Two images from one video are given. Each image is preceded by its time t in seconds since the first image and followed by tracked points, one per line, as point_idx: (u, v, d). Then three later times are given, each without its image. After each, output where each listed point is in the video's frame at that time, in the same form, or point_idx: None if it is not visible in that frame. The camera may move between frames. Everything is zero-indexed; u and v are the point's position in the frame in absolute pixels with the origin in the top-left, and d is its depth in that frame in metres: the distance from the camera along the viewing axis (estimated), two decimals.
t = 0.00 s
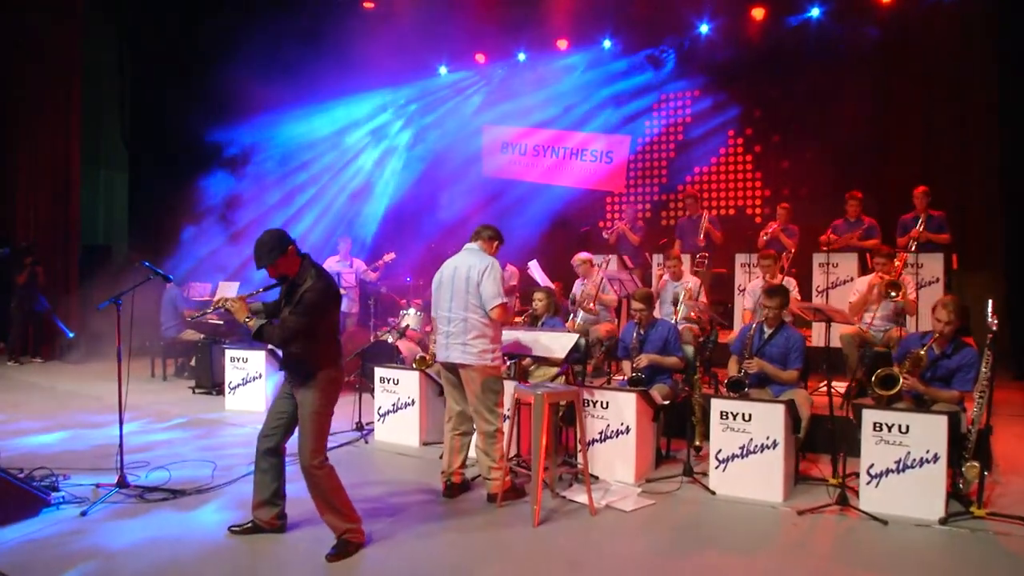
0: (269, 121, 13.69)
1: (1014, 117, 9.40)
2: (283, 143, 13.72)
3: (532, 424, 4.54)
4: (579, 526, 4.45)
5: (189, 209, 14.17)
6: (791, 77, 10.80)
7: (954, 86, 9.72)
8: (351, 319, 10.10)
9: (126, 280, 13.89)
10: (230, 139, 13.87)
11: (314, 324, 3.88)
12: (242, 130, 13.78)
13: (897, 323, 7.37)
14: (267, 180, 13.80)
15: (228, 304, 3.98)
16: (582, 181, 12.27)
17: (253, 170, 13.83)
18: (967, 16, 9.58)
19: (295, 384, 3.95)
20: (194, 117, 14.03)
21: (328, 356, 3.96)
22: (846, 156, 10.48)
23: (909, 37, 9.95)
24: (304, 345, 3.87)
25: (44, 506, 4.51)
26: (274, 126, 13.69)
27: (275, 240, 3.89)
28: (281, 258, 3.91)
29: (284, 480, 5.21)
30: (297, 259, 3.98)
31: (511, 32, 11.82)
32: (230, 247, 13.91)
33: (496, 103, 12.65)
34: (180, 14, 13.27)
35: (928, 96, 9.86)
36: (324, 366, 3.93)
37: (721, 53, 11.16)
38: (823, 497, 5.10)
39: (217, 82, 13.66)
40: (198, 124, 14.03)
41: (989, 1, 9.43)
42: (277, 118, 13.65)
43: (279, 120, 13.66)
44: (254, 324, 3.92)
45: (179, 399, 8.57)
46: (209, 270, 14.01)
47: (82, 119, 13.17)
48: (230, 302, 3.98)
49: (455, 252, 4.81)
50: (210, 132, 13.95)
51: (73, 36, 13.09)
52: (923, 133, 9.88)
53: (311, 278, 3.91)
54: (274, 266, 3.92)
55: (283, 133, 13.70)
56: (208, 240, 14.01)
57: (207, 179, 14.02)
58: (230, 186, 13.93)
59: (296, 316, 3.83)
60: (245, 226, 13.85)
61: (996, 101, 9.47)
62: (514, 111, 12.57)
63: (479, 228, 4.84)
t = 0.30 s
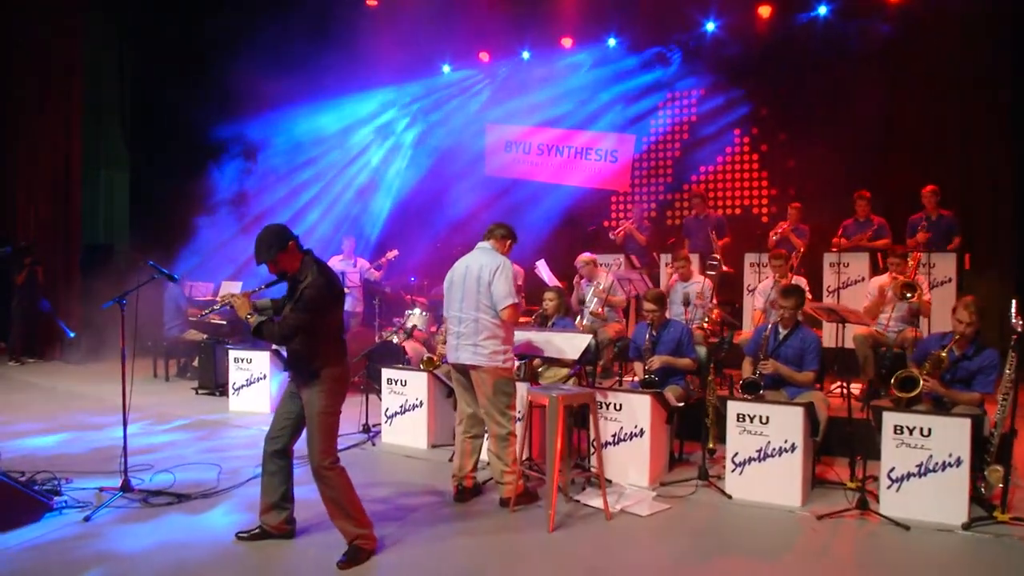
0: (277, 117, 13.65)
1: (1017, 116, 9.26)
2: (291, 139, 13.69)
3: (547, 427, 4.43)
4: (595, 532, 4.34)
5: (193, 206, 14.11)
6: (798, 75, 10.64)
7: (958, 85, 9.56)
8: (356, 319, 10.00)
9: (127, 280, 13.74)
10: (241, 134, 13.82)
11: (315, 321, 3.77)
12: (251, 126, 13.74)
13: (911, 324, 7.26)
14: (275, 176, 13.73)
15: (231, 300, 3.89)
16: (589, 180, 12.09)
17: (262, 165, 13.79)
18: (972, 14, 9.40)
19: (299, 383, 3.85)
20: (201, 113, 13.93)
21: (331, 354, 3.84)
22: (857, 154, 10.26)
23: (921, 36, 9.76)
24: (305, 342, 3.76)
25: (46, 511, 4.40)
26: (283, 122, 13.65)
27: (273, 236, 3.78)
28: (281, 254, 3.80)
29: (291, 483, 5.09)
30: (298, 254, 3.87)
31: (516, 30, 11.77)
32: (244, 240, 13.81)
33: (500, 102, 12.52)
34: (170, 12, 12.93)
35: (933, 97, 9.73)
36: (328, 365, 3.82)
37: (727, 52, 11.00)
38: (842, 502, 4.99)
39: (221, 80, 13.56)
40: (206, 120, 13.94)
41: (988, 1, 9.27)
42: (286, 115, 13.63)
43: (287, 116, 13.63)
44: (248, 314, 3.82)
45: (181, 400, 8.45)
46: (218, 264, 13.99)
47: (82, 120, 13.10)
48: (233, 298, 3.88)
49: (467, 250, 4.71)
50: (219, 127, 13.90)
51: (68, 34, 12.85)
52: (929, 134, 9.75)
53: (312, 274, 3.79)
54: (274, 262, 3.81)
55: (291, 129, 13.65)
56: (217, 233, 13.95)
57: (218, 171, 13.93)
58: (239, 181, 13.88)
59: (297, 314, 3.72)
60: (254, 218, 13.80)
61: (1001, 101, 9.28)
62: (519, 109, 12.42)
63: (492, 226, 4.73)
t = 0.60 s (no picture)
0: (285, 113, 13.41)
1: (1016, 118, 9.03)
2: (298, 136, 13.47)
3: (565, 429, 4.32)
4: (615, 537, 4.22)
5: (199, 204, 13.78)
6: (808, 73, 10.48)
7: (966, 84, 9.39)
8: (363, 319, 9.89)
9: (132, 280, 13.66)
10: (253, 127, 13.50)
11: (316, 316, 3.66)
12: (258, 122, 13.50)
13: (929, 324, 7.11)
14: (281, 175, 13.52)
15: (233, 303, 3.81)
16: (600, 179, 11.94)
17: (271, 162, 13.56)
18: (978, 13, 9.27)
19: (304, 383, 3.74)
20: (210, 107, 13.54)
21: (336, 350, 3.73)
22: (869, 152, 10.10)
23: (933, 32, 9.59)
24: (307, 339, 3.67)
25: (52, 515, 4.29)
26: (291, 118, 13.42)
27: (270, 233, 3.68)
28: (280, 251, 3.69)
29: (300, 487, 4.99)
30: (296, 249, 3.76)
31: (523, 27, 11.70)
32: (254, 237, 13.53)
33: (509, 101, 12.36)
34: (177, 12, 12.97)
35: (941, 97, 9.56)
36: (334, 362, 3.71)
37: (736, 50, 10.86)
38: (866, 506, 4.87)
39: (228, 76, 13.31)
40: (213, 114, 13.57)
41: None
42: (296, 111, 13.38)
43: (295, 111, 13.39)
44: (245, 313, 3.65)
45: (187, 401, 8.37)
46: (225, 261, 13.74)
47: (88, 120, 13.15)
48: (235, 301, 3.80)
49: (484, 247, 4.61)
50: (228, 122, 13.56)
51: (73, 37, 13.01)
52: (938, 133, 9.59)
53: (310, 268, 3.69)
54: (273, 260, 3.70)
55: (299, 125, 13.43)
56: (225, 230, 13.69)
57: (228, 166, 13.62)
58: (249, 178, 13.61)
59: (298, 308, 3.61)
60: (263, 215, 13.57)
61: (1008, 101, 9.11)
62: (528, 106, 12.24)
63: (508, 224, 4.63)
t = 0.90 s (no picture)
0: (290, 109, 13.24)
1: None
2: (303, 132, 13.30)
3: (581, 433, 4.20)
4: (633, 543, 4.10)
5: (205, 206, 13.77)
6: (815, 72, 10.35)
7: (979, 82, 9.25)
8: (367, 318, 9.77)
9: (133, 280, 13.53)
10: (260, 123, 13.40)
11: (333, 309, 3.55)
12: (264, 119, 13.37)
13: (944, 324, 7.02)
14: (284, 172, 13.41)
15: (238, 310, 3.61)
16: (607, 178, 11.77)
17: (278, 157, 13.44)
18: (989, 10, 9.14)
19: (318, 382, 3.61)
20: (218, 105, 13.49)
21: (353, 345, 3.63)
22: (878, 151, 9.98)
23: (943, 29, 9.47)
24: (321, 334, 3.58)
25: (53, 521, 4.17)
26: (296, 113, 13.23)
27: (281, 226, 3.58)
28: (290, 244, 3.60)
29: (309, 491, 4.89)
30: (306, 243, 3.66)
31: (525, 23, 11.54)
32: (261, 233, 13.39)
33: (516, 99, 12.20)
34: (179, 11, 13.00)
35: (951, 95, 9.45)
36: (350, 360, 3.60)
37: (744, 48, 10.72)
38: (887, 511, 4.76)
39: (230, 73, 13.22)
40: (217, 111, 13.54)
41: None
42: (301, 108, 13.21)
43: (300, 107, 13.21)
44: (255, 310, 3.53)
45: (189, 402, 8.23)
46: (230, 258, 13.60)
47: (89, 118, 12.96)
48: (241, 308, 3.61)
49: (500, 245, 4.58)
50: (235, 117, 13.44)
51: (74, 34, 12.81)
52: (946, 132, 9.48)
53: (323, 261, 3.59)
54: (282, 254, 3.60)
55: (304, 122, 13.25)
56: (231, 226, 13.56)
57: (237, 162, 13.54)
58: (258, 172, 13.51)
59: (315, 301, 3.49)
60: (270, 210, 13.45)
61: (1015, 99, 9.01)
62: (535, 104, 12.08)
63: (524, 221, 4.60)
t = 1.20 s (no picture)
0: (294, 105, 13.05)
1: None
2: (309, 129, 13.15)
3: (597, 437, 4.08)
4: (651, 551, 3.98)
5: (210, 205, 13.61)
6: (823, 70, 10.20)
7: (990, 80, 9.08)
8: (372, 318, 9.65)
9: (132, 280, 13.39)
10: (264, 118, 13.20)
11: (363, 305, 3.44)
12: (267, 115, 13.18)
13: (960, 325, 6.84)
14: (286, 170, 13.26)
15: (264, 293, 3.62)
16: (616, 177, 11.63)
17: (284, 154, 13.29)
18: (999, 8, 8.97)
19: (341, 379, 3.50)
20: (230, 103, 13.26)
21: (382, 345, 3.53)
22: (888, 150, 9.84)
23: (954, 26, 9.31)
24: (350, 329, 3.47)
25: (54, 527, 4.05)
26: (301, 110, 13.06)
27: (319, 212, 3.45)
28: (327, 232, 3.48)
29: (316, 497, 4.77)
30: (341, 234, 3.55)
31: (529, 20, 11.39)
32: (268, 230, 13.22)
33: (522, 97, 12.05)
34: (179, 11, 12.85)
35: (960, 93, 9.29)
36: (374, 360, 3.49)
37: (751, 46, 10.57)
38: (909, 517, 4.63)
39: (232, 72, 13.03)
40: (224, 108, 13.33)
41: None
42: (305, 105, 13.03)
43: (305, 104, 13.04)
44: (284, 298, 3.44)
45: (192, 403, 8.11)
46: (236, 254, 13.42)
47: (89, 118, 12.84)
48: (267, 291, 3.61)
49: (515, 244, 4.53)
50: (243, 112, 13.25)
51: (72, 34, 12.68)
52: (956, 132, 9.33)
53: (359, 253, 3.49)
54: (317, 241, 3.47)
55: (310, 119, 13.10)
56: (237, 221, 13.39)
57: (247, 157, 13.38)
58: (268, 166, 13.32)
59: (346, 294, 3.38)
60: (278, 205, 13.22)
61: None
62: (541, 103, 11.92)
63: (542, 217, 4.54)
